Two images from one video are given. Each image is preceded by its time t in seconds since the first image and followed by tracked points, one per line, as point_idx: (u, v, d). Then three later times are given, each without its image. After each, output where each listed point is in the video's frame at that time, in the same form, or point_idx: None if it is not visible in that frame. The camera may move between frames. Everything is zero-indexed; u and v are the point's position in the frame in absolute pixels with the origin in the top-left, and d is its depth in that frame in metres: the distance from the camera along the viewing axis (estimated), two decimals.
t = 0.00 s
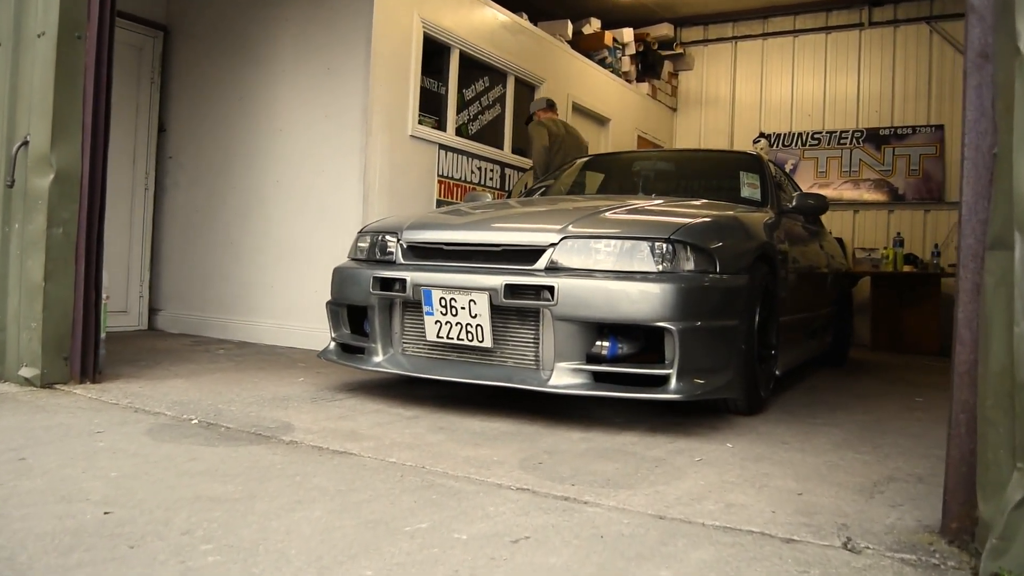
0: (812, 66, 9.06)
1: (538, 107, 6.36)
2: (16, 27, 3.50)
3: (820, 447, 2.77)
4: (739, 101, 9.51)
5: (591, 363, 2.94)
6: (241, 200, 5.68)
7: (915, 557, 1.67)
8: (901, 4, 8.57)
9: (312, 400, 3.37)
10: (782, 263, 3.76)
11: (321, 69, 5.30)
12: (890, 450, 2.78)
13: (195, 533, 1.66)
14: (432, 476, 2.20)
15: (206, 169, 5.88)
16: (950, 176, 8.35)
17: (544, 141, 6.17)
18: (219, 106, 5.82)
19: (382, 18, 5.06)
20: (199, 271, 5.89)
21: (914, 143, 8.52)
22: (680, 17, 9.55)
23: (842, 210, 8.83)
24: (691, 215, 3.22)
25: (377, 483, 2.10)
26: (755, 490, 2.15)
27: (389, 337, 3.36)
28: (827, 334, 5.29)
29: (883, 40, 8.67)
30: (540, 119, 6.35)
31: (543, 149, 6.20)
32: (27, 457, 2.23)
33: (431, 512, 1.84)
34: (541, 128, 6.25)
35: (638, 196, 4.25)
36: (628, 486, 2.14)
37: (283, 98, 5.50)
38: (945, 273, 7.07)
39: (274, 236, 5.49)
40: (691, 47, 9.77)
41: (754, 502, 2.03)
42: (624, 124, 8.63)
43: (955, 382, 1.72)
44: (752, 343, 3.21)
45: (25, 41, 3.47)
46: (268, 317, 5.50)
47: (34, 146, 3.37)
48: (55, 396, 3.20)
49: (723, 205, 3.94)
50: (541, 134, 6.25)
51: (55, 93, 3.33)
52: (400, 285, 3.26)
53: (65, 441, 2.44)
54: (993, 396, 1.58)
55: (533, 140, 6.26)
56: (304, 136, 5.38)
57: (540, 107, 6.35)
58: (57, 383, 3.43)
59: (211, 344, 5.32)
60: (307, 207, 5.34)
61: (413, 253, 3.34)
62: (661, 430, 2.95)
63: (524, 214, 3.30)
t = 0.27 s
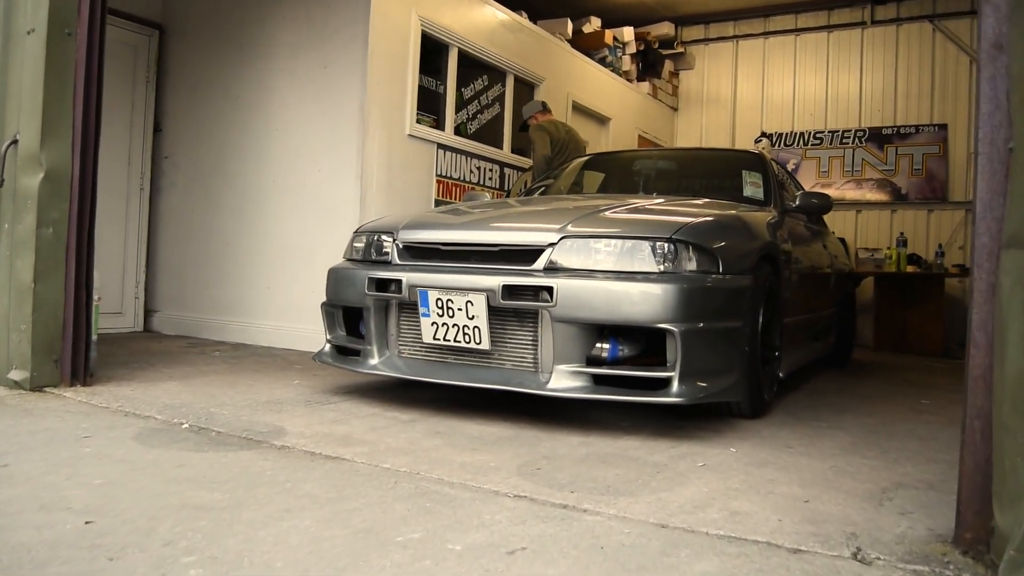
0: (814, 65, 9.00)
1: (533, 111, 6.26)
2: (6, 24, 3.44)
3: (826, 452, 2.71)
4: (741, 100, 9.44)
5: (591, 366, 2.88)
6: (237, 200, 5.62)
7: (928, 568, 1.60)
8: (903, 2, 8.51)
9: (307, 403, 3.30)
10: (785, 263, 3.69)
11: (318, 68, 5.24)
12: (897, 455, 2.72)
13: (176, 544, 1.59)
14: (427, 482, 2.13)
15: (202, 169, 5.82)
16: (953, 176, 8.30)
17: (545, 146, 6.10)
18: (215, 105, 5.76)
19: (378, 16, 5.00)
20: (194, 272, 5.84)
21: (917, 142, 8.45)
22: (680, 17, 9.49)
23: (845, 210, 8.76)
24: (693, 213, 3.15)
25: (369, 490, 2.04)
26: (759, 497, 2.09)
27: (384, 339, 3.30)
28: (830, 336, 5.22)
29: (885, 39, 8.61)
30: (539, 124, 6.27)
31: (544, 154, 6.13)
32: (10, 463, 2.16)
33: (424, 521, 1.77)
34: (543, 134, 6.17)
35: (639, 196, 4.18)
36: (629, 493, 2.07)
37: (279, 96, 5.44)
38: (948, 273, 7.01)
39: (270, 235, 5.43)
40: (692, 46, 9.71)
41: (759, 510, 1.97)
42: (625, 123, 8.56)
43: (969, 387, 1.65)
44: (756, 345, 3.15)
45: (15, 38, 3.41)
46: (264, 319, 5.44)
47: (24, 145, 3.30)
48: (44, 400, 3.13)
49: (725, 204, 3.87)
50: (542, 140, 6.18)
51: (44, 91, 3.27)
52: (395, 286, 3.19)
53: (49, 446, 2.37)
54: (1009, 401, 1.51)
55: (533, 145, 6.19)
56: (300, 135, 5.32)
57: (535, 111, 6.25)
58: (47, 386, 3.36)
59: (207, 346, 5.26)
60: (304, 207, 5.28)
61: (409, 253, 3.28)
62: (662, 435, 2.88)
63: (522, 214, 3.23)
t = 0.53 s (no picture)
0: (818, 61, 8.91)
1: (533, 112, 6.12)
2: None
3: (833, 453, 2.64)
4: (744, 97, 9.35)
5: (591, 365, 2.81)
6: (234, 197, 5.56)
7: None
8: None
9: (301, 403, 3.23)
10: (791, 259, 3.61)
11: (315, 62, 5.16)
12: (906, 455, 2.64)
13: (157, 550, 1.52)
14: (421, 485, 2.06)
15: (199, 165, 5.75)
16: (959, 172, 8.21)
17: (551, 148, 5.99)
18: (212, 100, 5.70)
19: (376, 9, 4.93)
20: (191, 270, 5.77)
21: (923, 138, 8.36)
22: (683, 12, 9.40)
23: (850, 207, 8.68)
24: (696, 208, 3.08)
25: (361, 493, 1.97)
26: (765, 500, 2.01)
27: (380, 337, 3.23)
28: (835, 334, 5.15)
29: (890, 34, 8.52)
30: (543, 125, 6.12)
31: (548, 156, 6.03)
32: None
33: (417, 526, 1.70)
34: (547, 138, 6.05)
35: (641, 191, 4.11)
36: (631, 495, 2.00)
37: (276, 92, 5.37)
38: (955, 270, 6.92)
39: (268, 232, 5.37)
40: (694, 42, 9.62)
41: (765, 514, 1.89)
42: (627, 119, 8.48)
43: (985, 386, 1.58)
44: (760, 342, 3.07)
45: (3, 30, 3.34)
46: (261, 317, 5.38)
47: (13, 140, 3.24)
48: (33, 399, 3.06)
49: (729, 200, 3.80)
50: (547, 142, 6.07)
51: (33, 84, 3.20)
52: (392, 282, 3.13)
53: (33, 447, 2.30)
54: None
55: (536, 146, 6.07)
56: (298, 131, 5.26)
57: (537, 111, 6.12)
58: (37, 385, 3.30)
59: (204, 344, 5.20)
60: (301, 204, 5.22)
61: (406, 249, 3.21)
62: (665, 435, 2.81)
63: (521, 209, 3.16)
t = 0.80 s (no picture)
0: (834, 57, 8.78)
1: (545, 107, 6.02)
2: None
3: (851, 454, 2.55)
4: (759, 94, 9.24)
5: (602, 363, 2.73)
6: (242, 195, 5.53)
7: None
8: None
9: (307, 402, 3.18)
10: (807, 256, 3.52)
11: (324, 59, 5.12)
12: (928, 458, 2.55)
13: (146, 554, 1.46)
14: (424, 487, 2.00)
15: (208, 164, 5.73)
16: (978, 169, 8.06)
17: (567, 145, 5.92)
18: (221, 99, 5.67)
19: (384, 5, 4.88)
20: (200, 269, 5.75)
21: (941, 135, 8.23)
22: (697, 9, 9.30)
23: (867, 205, 8.55)
24: (709, 203, 3.00)
25: (362, 495, 1.91)
26: (781, 504, 1.93)
27: (386, 335, 3.17)
28: (852, 333, 5.04)
29: (907, 29, 8.38)
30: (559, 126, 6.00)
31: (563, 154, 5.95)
32: None
33: (417, 530, 1.64)
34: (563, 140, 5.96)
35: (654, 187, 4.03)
36: (641, 499, 1.93)
37: (285, 89, 5.33)
38: (974, 269, 6.77)
39: (276, 231, 5.33)
40: (708, 38, 9.52)
41: (781, 518, 1.82)
42: (640, 117, 8.39)
43: (1014, 384, 1.50)
44: (776, 341, 2.99)
45: (7, 25, 3.31)
46: (269, 316, 5.34)
47: (16, 136, 3.21)
48: (36, 398, 3.03)
49: (744, 195, 3.71)
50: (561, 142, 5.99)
51: (36, 79, 3.16)
52: (398, 280, 3.07)
53: (31, 447, 2.26)
54: None
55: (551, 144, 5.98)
56: (306, 128, 5.21)
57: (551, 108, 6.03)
58: (41, 384, 3.27)
59: (212, 344, 5.17)
60: (310, 202, 5.17)
61: (412, 246, 3.16)
62: (678, 436, 2.73)
63: (530, 204, 3.10)
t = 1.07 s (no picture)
0: (863, 52, 8.61)
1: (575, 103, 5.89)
2: (17, 9, 3.33)
3: (883, 459, 2.45)
4: (786, 91, 9.09)
5: (622, 363, 2.66)
6: (263, 194, 5.52)
7: None
8: None
9: (323, 402, 3.14)
10: (835, 253, 3.42)
11: (344, 56, 5.09)
12: (963, 463, 2.44)
13: (146, 558, 1.42)
14: (437, 489, 1.94)
15: (229, 163, 5.73)
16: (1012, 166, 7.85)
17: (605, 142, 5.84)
18: (242, 97, 5.66)
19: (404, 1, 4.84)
20: (221, 268, 5.75)
21: (973, 131, 8.03)
22: (722, 5, 9.17)
23: (896, 203, 8.36)
24: (735, 199, 2.91)
25: (373, 497, 1.85)
26: (808, 510, 1.85)
27: (403, 334, 3.12)
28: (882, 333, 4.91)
29: (939, 23, 8.19)
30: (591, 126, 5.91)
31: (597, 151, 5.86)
32: None
33: (427, 534, 1.58)
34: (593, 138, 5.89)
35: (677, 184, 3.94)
36: (662, 504, 1.85)
37: (305, 87, 5.31)
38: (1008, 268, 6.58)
39: (296, 230, 5.32)
40: (734, 35, 9.39)
41: (808, 526, 1.73)
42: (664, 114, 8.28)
43: None
44: (803, 341, 2.89)
45: (25, 23, 3.30)
46: (289, 316, 5.33)
47: (34, 134, 3.20)
48: (53, 397, 3.02)
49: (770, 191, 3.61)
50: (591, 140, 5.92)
51: (53, 77, 3.16)
52: (415, 277, 3.02)
53: (43, 446, 2.23)
54: None
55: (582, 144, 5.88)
56: (326, 126, 5.19)
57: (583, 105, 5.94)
58: (59, 382, 3.26)
59: (232, 343, 5.17)
60: (330, 201, 5.15)
61: (430, 243, 3.10)
62: (701, 438, 2.65)
63: (549, 201, 3.03)
